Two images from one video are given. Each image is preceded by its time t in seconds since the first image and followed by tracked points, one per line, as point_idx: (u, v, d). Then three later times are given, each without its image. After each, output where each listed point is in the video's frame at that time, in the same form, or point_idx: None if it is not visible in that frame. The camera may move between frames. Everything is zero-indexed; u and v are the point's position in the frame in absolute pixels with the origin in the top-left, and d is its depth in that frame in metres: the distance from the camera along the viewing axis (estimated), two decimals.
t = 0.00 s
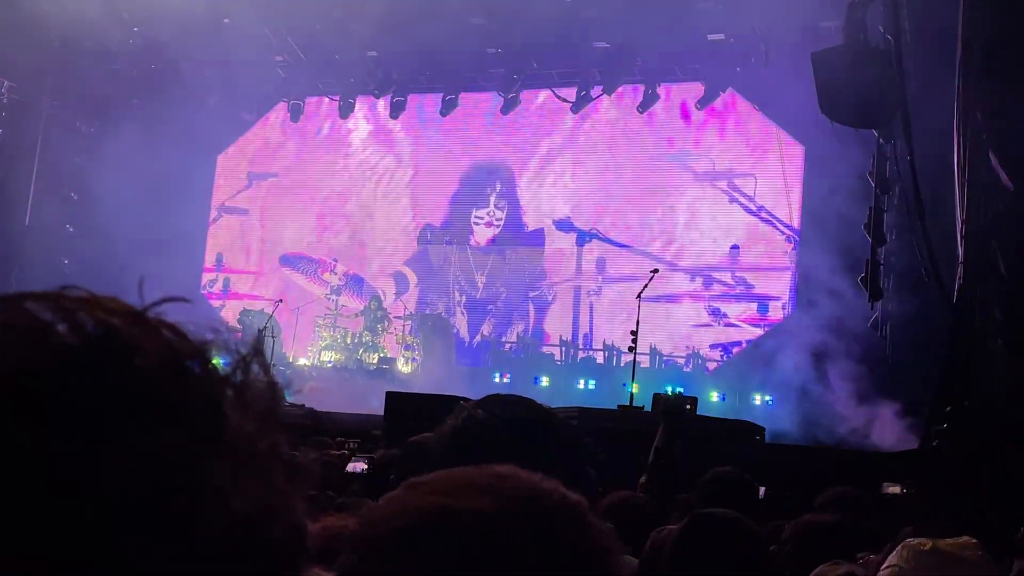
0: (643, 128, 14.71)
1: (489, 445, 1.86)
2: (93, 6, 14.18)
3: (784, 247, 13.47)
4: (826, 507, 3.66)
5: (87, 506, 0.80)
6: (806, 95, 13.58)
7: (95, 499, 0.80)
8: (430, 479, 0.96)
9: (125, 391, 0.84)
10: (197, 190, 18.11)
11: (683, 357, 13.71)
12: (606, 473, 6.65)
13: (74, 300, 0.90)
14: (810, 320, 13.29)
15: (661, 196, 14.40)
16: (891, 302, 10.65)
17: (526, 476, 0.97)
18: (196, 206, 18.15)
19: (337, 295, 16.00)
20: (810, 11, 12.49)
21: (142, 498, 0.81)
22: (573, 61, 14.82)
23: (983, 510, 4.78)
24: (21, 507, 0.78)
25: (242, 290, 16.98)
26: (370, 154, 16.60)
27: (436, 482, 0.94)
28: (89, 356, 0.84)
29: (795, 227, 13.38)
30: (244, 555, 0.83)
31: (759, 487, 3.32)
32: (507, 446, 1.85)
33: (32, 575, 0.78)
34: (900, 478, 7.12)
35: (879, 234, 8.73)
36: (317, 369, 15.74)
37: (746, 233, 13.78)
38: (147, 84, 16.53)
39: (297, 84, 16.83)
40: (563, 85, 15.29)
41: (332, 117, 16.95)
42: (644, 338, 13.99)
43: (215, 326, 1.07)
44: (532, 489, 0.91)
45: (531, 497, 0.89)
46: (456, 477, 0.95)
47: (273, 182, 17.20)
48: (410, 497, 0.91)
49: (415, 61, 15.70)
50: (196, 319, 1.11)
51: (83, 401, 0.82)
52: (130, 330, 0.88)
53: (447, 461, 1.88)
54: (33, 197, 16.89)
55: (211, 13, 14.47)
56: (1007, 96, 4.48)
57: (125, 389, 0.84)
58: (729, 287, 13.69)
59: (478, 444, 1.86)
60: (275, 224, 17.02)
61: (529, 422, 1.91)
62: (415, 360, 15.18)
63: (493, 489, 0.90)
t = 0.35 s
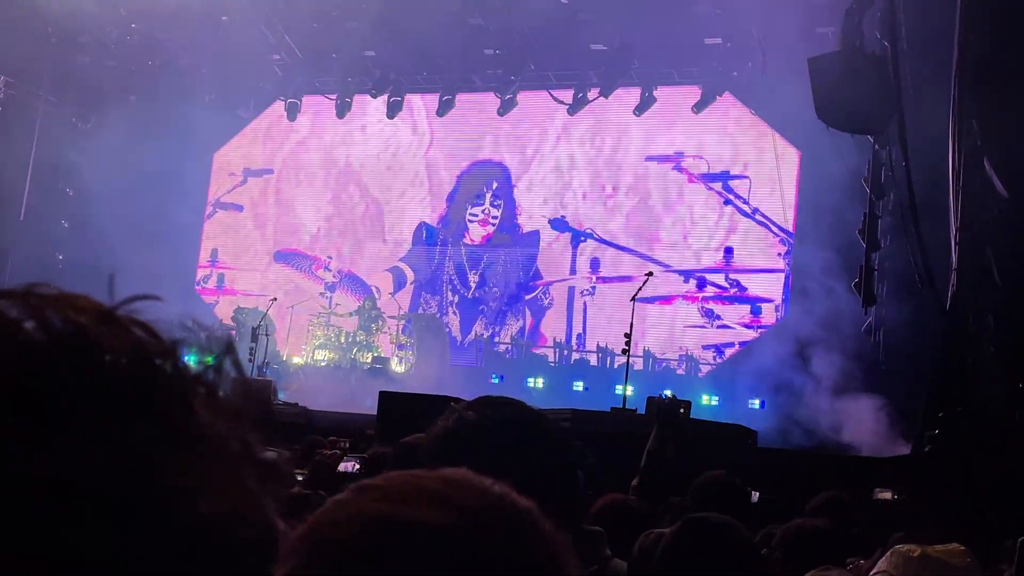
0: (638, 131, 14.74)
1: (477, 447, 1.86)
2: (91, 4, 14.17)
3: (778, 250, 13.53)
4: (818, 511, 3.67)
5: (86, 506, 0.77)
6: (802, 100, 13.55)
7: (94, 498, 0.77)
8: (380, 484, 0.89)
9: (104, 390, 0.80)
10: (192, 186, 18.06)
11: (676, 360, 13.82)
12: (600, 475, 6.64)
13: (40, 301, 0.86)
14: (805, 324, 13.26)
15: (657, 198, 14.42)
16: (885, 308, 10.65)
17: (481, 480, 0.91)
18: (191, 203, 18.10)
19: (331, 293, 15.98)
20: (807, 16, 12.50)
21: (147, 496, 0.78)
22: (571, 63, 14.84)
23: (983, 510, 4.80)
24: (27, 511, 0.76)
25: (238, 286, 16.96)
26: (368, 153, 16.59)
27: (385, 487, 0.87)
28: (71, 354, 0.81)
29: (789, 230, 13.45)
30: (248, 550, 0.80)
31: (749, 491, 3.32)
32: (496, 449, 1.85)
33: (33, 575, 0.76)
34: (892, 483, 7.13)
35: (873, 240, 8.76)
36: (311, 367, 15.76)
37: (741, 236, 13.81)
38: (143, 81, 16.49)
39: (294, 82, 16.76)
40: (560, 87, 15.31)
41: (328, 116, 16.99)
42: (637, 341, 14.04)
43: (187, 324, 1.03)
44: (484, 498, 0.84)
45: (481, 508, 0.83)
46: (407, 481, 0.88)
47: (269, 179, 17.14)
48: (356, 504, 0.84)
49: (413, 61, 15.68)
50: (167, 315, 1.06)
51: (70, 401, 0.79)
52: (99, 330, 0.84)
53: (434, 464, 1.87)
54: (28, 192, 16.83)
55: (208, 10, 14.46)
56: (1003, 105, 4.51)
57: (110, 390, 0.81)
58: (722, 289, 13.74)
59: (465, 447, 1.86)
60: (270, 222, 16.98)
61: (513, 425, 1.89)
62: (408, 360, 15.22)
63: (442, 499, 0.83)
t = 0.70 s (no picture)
0: (636, 136, 14.78)
1: (473, 451, 1.86)
2: (89, 6, 14.22)
3: (774, 255, 13.54)
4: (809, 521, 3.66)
5: (85, 506, 0.80)
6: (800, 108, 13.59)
7: (93, 498, 0.80)
8: (380, 485, 0.89)
9: (90, 393, 0.83)
10: (190, 187, 18.06)
11: (673, 368, 13.73)
12: (596, 478, 6.65)
13: (22, 303, 0.87)
14: (801, 331, 13.27)
15: (654, 203, 14.44)
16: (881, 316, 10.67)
17: (480, 486, 0.91)
18: (188, 204, 18.09)
19: (326, 297, 15.93)
20: (806, 24, 12.57)
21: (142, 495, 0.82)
22: (569, 69, 14.89)
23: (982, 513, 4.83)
24: (26, 511, 0.79)
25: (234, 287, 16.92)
26: (365, 156, 16.58)
27: (384, 488, 0.87)
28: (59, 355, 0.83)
29: (787, 236, 13.45)
30: (240, 551, 0.86)
31: (746, 499, 3.31)
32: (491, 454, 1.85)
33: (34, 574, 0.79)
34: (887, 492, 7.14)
35: (870, 248, 8.79)
36: (307, 370, 15.74)
37: (738, 241, 13.79)
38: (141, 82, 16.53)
39: (293, 84, 16.78)
40: (559, 92, 15.36)
41: (327, 118, 17.05)
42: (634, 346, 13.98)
43: (166, 322, 1.03)
44: (482, 503, 0.83)
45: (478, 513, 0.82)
46: (408, 483, 0.88)
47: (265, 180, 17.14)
48: (354, 504, 0.84)
49: (412, 66, 15.73)
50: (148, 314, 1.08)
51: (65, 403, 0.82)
52: (78, 330, 0.86)
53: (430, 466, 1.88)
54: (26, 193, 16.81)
55: (207, 13, 14.55)
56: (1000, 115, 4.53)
57: (96, 398, 0.83)
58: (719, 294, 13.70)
59: (460, 452, 1.87)
60: (266, 224, 16.94)
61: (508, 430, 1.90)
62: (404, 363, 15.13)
63: (441, 503, 0.82)
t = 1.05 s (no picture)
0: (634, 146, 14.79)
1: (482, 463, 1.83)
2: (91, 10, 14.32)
3: (772, 264, 13.52)
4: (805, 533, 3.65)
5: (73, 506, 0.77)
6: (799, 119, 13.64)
7: (82, 499, 0.78)
8: (418, 494, 0.90)
9: (92, 409, 0.79)
10: (187, 195, 17.99)
11: (670, 377, 13.69)
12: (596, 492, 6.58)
13: (6, 321, 0.82)
14: (799, 342, 13.25)
15: (652, 213, 14.44)
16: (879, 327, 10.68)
17: (512, 503, 0.94)
18: (185, 212, 18.01)
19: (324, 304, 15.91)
20: (804, 36, 12.69)
21: (154, 514, 0.81)
22: (568, 78, 14.98)
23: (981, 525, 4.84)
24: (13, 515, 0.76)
25: (230, 293, 16.82)
26: (364, 164, 16.55)
27: (424, 498, 0.88)
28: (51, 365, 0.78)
29: (785, 246, 13.47)
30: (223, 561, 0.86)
31: (742, 511, 3.31)
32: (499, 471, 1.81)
33: None
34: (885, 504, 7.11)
35: (867, 259, 8.82)
36: (304, 377, 15.66)
37: (734, 250, 13.83)
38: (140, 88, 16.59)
39: (293, 92, 16.87)
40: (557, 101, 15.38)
41: (324, 126, 17.04)
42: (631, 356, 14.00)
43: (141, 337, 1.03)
44: (518, 518, 0.87)
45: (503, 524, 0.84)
46: (446, 494, 0.90)
47: (264, 185, 17.11)
48: (393, 510, 0.85)
49: (412, 74, 15.81)
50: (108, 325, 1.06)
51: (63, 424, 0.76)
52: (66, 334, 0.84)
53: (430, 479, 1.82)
54: (25, 197, 16.80)
55: (207, 19, 14.71)
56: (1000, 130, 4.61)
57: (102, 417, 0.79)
58: (716, 302, 13.69)
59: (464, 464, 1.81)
60: (264, 232, 16.92)
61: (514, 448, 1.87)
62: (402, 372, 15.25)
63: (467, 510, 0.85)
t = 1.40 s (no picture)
0: (632, 160, 14.81)
1: (488, 486, 1.86)
2: (89, 21, 14.44)
3: (770, 277, 13.54)
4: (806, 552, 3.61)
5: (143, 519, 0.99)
6: (796, 133, 13.70)
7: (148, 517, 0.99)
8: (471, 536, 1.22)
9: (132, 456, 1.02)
10: (183, 205, 17.93)
11: (667, 392, 13.72)
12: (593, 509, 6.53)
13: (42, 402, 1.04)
14: (796, 355, 13.23)
15: (650, 226, 14.41)
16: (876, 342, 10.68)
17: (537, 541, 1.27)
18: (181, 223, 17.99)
19: (322, 315, 15.89)
20: (800, 50, 12.81)
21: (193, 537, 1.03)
22: (566, 91, 15.07)
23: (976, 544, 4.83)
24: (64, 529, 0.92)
25: (227, 304, 16.77)
26: (361, 175, 16.55)
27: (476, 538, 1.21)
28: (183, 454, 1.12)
29: (783, 259, 13.47)
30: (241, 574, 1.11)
31: (738, 529, 3.25)
32: (503, 495, 1.85)
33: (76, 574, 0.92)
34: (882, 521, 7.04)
35: (864, 275, 8.86)
36: (300, 389, 15.59)
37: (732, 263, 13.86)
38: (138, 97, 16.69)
39: (291, 103, 16.93)
40: (555, 114, 15.55)
41: (323, 138, 17.06)
42: (628, 369, 14.04)
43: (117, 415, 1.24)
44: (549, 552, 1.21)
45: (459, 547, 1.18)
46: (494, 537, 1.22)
47: (262, 195, 17.10)
48: (447, 545, 1.18)
49: (411, 86, 15.89)
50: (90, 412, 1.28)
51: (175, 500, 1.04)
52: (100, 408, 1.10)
53: (434, 503, 1.84)
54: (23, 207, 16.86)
55: (205, 30, 14.85)
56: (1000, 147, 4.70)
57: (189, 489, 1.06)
58: (714, 314, 13.71)
59: (469, 490, 1.84)
60: (261, 243, 16.90)
61: (514, 470, 1.91)
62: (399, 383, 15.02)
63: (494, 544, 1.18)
